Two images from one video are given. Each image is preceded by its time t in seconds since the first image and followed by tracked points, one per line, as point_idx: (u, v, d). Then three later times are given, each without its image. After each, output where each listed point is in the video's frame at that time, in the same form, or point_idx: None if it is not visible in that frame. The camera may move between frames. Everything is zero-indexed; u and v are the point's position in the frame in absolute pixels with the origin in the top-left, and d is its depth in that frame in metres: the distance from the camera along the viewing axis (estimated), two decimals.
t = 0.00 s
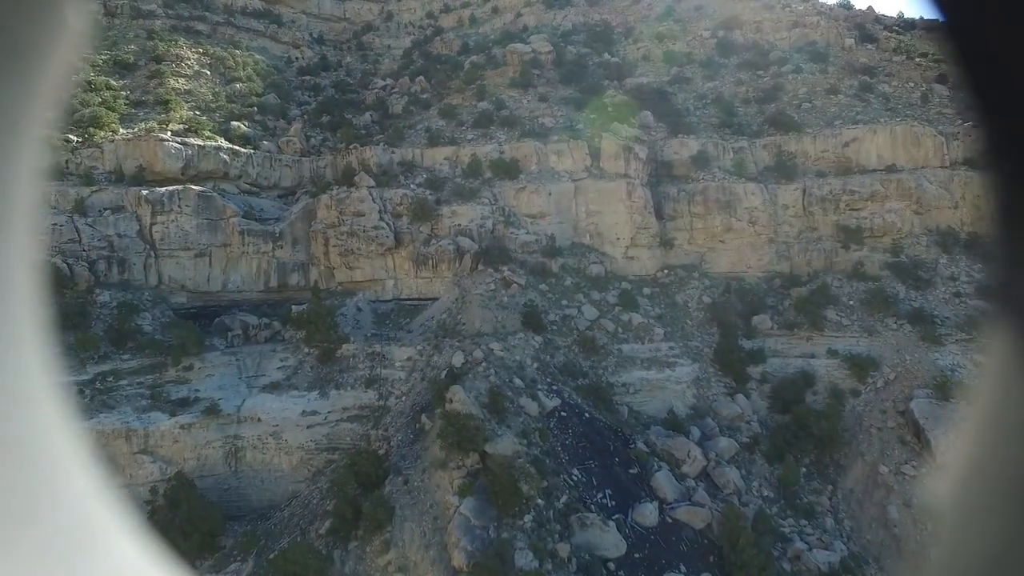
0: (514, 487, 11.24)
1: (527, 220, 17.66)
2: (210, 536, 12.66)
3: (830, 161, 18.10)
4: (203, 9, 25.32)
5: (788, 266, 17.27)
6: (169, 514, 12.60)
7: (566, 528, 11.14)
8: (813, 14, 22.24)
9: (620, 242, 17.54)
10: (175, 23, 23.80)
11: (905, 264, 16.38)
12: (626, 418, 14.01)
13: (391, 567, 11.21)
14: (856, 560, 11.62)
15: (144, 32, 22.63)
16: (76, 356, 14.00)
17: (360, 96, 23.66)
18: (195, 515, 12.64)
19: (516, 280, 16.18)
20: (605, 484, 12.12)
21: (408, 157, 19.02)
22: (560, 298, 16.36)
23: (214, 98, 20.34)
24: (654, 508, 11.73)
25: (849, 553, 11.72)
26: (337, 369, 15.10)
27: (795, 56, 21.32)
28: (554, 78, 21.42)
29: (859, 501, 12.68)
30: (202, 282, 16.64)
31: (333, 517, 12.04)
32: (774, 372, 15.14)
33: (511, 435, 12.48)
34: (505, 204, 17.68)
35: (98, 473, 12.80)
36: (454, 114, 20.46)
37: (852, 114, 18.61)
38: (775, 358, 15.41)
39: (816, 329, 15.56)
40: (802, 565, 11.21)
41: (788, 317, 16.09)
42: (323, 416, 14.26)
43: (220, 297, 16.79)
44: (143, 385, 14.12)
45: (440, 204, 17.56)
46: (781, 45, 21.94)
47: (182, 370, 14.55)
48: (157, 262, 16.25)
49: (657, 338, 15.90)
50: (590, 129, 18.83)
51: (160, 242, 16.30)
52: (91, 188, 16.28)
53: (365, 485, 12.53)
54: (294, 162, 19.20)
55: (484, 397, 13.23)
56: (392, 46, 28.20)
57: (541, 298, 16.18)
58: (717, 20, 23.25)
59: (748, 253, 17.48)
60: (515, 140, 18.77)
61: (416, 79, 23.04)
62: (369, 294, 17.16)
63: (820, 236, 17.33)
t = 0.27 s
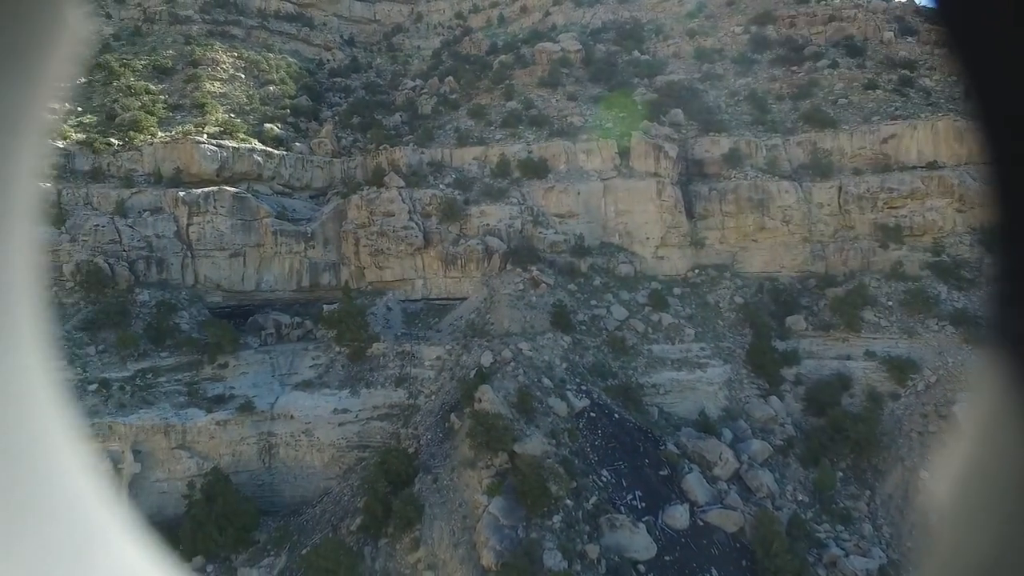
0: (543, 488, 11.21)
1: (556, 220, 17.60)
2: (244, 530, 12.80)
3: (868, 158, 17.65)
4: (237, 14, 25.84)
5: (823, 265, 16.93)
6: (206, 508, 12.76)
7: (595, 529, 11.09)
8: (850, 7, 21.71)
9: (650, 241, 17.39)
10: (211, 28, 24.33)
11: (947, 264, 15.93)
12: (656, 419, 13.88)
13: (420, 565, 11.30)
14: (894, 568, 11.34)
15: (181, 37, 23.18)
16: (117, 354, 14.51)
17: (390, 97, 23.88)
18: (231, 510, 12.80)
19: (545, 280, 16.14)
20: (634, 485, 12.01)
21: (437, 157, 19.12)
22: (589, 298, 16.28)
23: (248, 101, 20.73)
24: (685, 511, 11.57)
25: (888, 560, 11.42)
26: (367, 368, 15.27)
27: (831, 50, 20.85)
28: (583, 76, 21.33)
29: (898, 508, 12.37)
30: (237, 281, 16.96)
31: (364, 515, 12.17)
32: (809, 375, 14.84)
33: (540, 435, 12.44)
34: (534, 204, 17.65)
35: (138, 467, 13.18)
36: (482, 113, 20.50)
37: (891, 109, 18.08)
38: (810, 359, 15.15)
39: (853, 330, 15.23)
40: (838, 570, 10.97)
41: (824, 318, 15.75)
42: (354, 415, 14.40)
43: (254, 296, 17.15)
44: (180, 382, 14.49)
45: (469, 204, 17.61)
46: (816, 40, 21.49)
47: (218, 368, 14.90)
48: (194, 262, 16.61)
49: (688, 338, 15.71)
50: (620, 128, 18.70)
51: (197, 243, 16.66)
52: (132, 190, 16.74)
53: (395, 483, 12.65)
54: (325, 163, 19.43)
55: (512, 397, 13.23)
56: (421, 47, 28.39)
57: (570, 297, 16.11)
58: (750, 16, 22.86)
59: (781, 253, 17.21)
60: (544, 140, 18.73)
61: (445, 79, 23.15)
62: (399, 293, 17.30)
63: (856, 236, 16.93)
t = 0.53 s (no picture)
0: (578, 488, 11.11)
1: (591, 219, 17.49)
2: (283, 525, 13.07)
3: (917, 153, 16.97)
4: (278, 19, 26.40)
5: (869, 265, 16.52)
6: (247, 503, 13.07)
7: (630, 531, 10.97)
8: None
9: (687, 241, 17.19)
10: (253, 33, 24.90)
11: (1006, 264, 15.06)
12: (694, 421, 13.66)
13: (455, 563, 11.33)
14: None
15: (224, 43, 23.80)
16: (163, 351, 14.88)
17: (426, 98, 24.09)
18: (271, 505, 13.09)
19: (580, 280, 16.06)
20: (670, 488, 11.84)
21: (472, 157, 19.20)
22: (625, 298, 16.14)
23: (288, 103, 21.16)
24: (723, 514, 11.34)
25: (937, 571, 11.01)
26: (403, 367, 15.44)
27: (878, 43, 20.19)
28: (619, 74, 21.16)
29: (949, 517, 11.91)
30: (277, 280, 17.35)
31: (399, 512, 12.28)
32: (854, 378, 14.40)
33: (575, 435, 12.35)
34: (569, 203, 17.57)
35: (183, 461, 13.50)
36: (518, 113, 20.52)
37: (943, 102, 17.29)
38: (854, 361, 14.80)
39: (900, 331, 14.78)
40: None
41: (869, 319, 15.33)
42: (390, 413, 14.54)
43: (293, 295, 17.57)
44: (223, 378, 14.79)
45: (504, 204, 17.63)
46: (862, 33, 20.85)
47: (259, 365, 15.21)
48: (236, 262, 17.05)
49: (726, 339, 15.42)
50: (656, 126, 18.49)
51: (239, 243, 17.08)
52: (177, 191, 17.22)
53: (430, 481, 12.73)
54: (362, 164, 19.66)
55: (547, 397, 13.17)
56: (457, 47, 28.55)
57: (605, 297, 15.99)
58: (792, 9, 22.33)
59: (824, 252, 16.90)
60: (579, 139, 18.63)
61: (480, 80, 23.24)
62: (434, 293, 17.48)
63: (904, 234, 16.36)
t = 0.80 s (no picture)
0: (597, 489, 11.02)
1: (610, 219, 17.41)
2: (304, 523, 13.22)
3: (945, 150, 16.57)
4: (299, 21, 26.65)
5: (894, 264, 16.28)
6: (268, 501, 13.21)
7: (650, 532, 10.85)
8: None
9: (708, 240, 17.05)
10: (275, 35, 25.18)
11: None
12: (714, 422, 13.52)
13: (473, 562, 11.26)
14: None
15: (247, 45, 24.12)
16: (187, 350, 15.09)
17: (446, 98, 24.21)
18: (291, 502, 13.24)
19: (599, 280, 16.00)
20: (690, 489, 11.72)
21: (491, 157, 19.24)
22: (644, 298, 16.05)
23: (309, 105, 21.37)
24: (744, 517, 11.18)
25: None
26: (422, 366, 15.51)
27: (904, 38, 19.84)
28: (639, 73, 21.07)
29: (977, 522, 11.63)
30: (298, 280, 17.57)
31: (418, 511, 12.31)
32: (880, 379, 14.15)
33: (594, 436, 12.30)
34: (588, 203, 17.51)
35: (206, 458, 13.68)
36: (537, 113, 20.52)
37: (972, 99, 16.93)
38: (879, 363, 14.54)
39: (927, 332, 14.49)
40: None
41: (894, 319, 15.11)
42: (409, 412, 14.60)
43: (314, 296, 17.77)
44: (245, 377, 14.95)
45: (523, 204, 17.63)
46: (888, 28, 20.50)
47: (280, 364, 15.37)
48: (258, 261, 17.30)
49: (747, 339, 15.26)
50: (676, 125, 18.40)
51: (261, 243, 17.30)
52: (201, 192, 17.48)
53: (449, 480, 12.75)
54: (382, 164, 19.86)
55: (566, 397, 13.11)
56: (476, 47, 28.63)
57: (624, 297, 15.94)
58: (815, 5, 22.04)
59: (848, 252, 16.72)
60: (599, 138, 18.57)
61: (499, 79, 23.28)
62: (453, 293, 17.56)
63: (931, 233, 16.05)
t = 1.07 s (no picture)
0: (606, 489, 10.98)
1: (620, 218, 17.36)
2: (313, 521, 13.25)
3: (960, 148, 16.38)
4: (310, 22, 26.78)
5: (907, 264, 16.13)
6: (278, 499, 13.28)
7: (659, 533, 10.79)
8: None
9: (718, 240, 16.96)
10: (286, 36, 25.31)
11: None
12: (725, 423, 13.43)
13: (482, 562, 11.24)
14: None
15: (258, 46, 24.25)
16: (198, 349, 15.19)
17: (455, 98, 24.25)
18: (301, 501, 13.29)
19: (608, 279, 15.97)
20: (700, 490, 11.64)
21: (501, 156, 19.25)
22: (654, 297, 15.99)
23: (319, 105, 21.46)
24: (754, 518, 11.09)
25: None
26: (431, 365, 15.52)
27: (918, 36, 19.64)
28: (649, 72, 20.99)
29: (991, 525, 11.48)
30: (308, 279, 17.66)
31: (427, 510, 12.32)
32: (892, 380, 14.02)
33: (603, 436, 12.27)
34: (598, 202, 17.46)
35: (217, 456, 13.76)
36: (546, 112, 20.51)
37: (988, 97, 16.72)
38: (892, 364, 14.39)
39: (941, 332, 14.33)
40: None
41: (907, 320, 14.97)
42: (419, 411, 14.62)
43: (324, 295, 17.85)
44: (255, 376, 15.01)
45: (532, 203, 17.63)
46: (901, 26, 20.31)
47: (290, 363, 15.44)
48: (269, 261, 17.39)
49: (758, 339, 15.17)
50: (686, 125, 18.33)
51: (272, 243, 17.40)
52: (212, 192, 17.60)
53: (457, 480, 12.76)
54: (392, 164, 19.94)
55: (575, 397, 13.09)
56: (485, 47, 28.66)
57: (634, 297, 15.89)
58: (827, 3, 21.86)
59: (860, 252, 16.61)
60: (608, 137, 18.52)
61: (509, 79, 23.28)
62: (462, 292, 17.56)
63: (945, 232, 15.88)
